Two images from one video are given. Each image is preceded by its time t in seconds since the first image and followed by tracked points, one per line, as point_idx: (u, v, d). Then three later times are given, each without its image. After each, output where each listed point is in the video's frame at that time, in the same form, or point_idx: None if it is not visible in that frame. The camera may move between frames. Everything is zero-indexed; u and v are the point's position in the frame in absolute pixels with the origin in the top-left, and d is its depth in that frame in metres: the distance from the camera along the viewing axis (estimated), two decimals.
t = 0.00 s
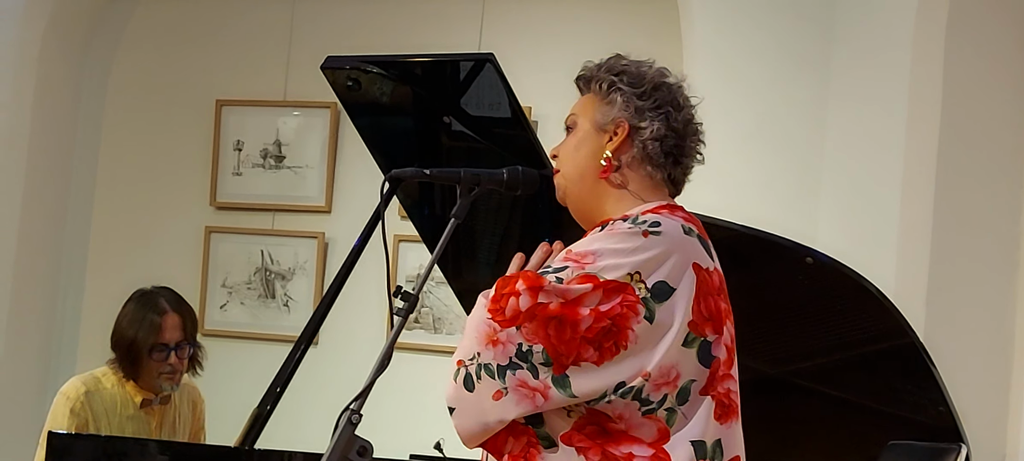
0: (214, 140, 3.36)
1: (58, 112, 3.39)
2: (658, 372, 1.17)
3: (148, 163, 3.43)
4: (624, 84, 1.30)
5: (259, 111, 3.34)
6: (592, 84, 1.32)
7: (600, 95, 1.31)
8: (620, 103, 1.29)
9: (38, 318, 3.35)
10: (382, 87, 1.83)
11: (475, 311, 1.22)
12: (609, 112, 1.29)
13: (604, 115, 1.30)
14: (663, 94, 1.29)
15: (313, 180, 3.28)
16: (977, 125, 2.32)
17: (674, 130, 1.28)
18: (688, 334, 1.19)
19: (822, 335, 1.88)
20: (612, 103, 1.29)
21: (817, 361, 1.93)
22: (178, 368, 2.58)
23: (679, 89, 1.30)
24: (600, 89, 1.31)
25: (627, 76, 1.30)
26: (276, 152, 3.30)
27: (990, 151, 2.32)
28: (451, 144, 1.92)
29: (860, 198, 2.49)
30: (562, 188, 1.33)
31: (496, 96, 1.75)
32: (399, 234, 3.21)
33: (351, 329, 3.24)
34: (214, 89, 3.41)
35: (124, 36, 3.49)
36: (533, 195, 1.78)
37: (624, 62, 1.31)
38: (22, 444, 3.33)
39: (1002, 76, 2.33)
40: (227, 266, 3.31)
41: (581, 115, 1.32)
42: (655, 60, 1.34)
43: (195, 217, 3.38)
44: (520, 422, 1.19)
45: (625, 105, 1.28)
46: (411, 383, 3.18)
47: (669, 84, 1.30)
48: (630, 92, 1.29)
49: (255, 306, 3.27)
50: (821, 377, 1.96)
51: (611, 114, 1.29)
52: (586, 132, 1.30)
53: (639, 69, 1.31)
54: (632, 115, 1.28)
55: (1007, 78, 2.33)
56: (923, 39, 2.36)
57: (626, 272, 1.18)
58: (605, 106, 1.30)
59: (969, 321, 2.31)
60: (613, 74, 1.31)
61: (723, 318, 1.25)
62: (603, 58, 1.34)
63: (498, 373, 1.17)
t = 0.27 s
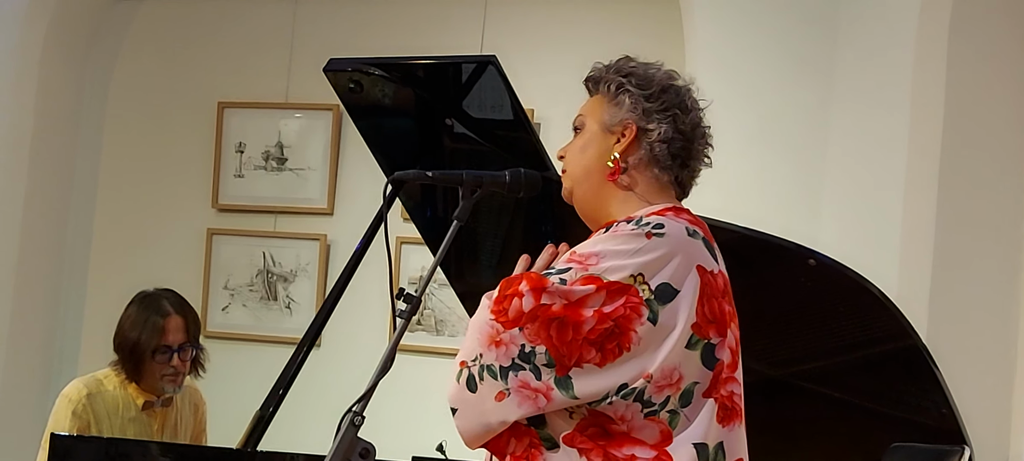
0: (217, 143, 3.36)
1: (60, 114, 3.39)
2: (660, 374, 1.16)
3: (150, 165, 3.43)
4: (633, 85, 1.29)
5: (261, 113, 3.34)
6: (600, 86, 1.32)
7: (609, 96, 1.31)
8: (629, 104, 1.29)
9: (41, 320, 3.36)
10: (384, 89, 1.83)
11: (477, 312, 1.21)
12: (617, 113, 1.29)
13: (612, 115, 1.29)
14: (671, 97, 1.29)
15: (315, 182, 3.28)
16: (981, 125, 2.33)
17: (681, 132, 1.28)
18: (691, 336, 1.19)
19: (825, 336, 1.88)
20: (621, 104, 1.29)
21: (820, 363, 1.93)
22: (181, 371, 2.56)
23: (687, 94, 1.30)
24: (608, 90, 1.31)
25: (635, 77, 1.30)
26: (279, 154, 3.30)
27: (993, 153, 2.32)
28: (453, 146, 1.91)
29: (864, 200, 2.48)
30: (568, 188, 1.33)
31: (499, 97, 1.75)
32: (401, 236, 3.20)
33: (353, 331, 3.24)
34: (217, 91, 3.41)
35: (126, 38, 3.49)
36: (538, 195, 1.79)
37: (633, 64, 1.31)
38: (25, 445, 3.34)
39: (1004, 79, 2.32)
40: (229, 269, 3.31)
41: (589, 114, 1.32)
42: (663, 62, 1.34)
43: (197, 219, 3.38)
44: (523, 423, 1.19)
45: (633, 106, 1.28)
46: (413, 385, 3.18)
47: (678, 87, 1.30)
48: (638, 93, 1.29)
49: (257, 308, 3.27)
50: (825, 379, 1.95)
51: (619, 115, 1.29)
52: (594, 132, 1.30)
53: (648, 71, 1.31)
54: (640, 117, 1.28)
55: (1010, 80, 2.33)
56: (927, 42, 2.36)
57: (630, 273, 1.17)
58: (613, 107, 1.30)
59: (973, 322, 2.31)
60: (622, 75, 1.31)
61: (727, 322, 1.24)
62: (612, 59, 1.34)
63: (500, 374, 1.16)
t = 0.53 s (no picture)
0: (219, 144, 3.36)
1: (64, 116, 3.40)
2: (668, 371, 1.16)
3: (153, 167, 3.43)
4: (669, 94, 1.35)
5: (264, 115, 3.34)
6: (635, 86, 1.35)
7: (643, 98, 1.35)
8: (666, 111, 1.34)
9: (43, 322, 3.36)
10: (387, 90, 1.83)
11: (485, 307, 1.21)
12: (653, 117, 1.33)
13: (648, 118, 1.33)
14: (700, 113, 1.37)
15: (318, 184, 3.28)
16: (984, 125, 2.34)
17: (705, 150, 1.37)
18: (701, 334, 1.19)
19: (828, 337, 1.88)
20: (657, 108, 1.34)
21: (823, 364, 1.93)
22: (184, 373, 2.55)
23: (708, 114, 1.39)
24: (642, 92, 1.35)
25: (669, 87, 1.36)
26: (282, 156, 3.31)
27: (996, 154, 2.34)
28: (457, 147, 1.91)
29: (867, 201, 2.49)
30: (591, 180, 1.34)
31: (502, 98, 1.75)
32: (404, 238, 3.21)
33: (356, 333, 3.24)
34: (220, 94, 3.42)
35: (129, 40, 3.50)
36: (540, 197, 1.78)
37: (666, 72, 1.37)
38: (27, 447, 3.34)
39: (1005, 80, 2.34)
40: (232, 270, 3.31)
41: (620, 111, 1.34)
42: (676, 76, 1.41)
43: (201, 221, 3.38)
44: (531, 417, 1.19)
45: (670, 114, 1.34)
46: (417, 386, 3.18)
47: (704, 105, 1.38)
48: (675, 104, 1.35)
49: (260, 310, 3.27)
50: (829, 380, 1.95)
51: (656, 119, 1.33)
52: (627, 130, 1.33)
53: (679, 83, 1.37)
54: (677, 127, 1.34)
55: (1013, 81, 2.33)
56: (931, 43, 2.37)
57: (639, 270, 1.18)
58: (649, 110, 1.34)
59: (976, 323, 2.31)
60: (656, 81, 1.35)
61: (736, 321, 1.25)
62: (641, 61, 1.37)
63: (509, 369, 1.17)
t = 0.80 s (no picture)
0: (219, 144, 3.36)
1: (64, 115, 3.39)
2: (666, 366, 1.16)
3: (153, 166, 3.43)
4: (656, 97, 1.31)
5: (264, 115, 3.34)
6: (621, 92, 1.32)
7: (631, 104, 1.31)
8: (654, 116, 1.30)
9: (44, 321, 3.36)
10: (387, 90, 1.82)
11: (489, 313, 1.21)
12: (643, 124, 1.30)
13: (637, 126, 1.30)
14: (688, 112, 1.33)
15: (318, 184, 3.28)
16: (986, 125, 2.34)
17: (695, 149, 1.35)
18: (698, 329, 1.19)
19: (828, 337, 1.88)
20: (645, 115, 1.31)
21: (822, 364, 1.93)
22: (180, 368, 2.55)
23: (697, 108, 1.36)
24: (629, 99, 1.31)
25: (656, 89, 1.32)
26: (282, 155, 3.30)
27: (997, 155, 2.33)
28: (457, 147, 1.91)
29: (868, 201, 2.48)
30: (585, 193, 1.32)
31: (502, 98, 1.75)
32: (404, 237, 3.20)
33: (356, 333, 3.24)
34: (220, 93, 3.41)
35: (129, 40, 3.49)
36: (539, 197, 1.79)
37: (651, 74, 1.33)
38: (27, 446, 3.34)
39: (1006, 80, 2.33)
40: (233, 270, 3.31)
41: (608, 120, 1.31)
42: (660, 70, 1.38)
43: (201, 221, 3.38)
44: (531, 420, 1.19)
45: (659, 118, 1.31)
46: (417, 386, 3.17)
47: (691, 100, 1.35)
48: (662, 107, 1.31)
49: (261, 309, 3.27)
50: (829, 380, 1.95)
51: (645, 126, 1.30)
52: (617, 140, 1.30)
53: (664, 83, 1.33)
54: (667, 131, 1.31)
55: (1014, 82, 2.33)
56: (931, 44, 2.36)
57: (638, 269, 1.18)
58: (637, 117, 1.31)
59: (976, 323, 2.31)
60: (642, 85, 1.32)
61: (733, 316, 1.24)
62: (624, 64, 1.33)
63: (513, 376, 1.17)
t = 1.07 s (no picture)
0: (220, 144, 3.36)
1: (65, 114, 3.40)
2: (664, 365, 1.16)
3: (153, 166, 3.43)
4: (641, 96, 1.31)
5: (264, 114, 3.34)
6: (606, 93, 1.32)
7: (616, 105, 1.31)
8: (639, 115, 1.30)
9: (44, 321, 3.35)
10: (388, 90, 1.82)
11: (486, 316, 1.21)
12: (628, 124, 1.30)
13: (622, 126, 1.30)
14: (676, 108, 1.32)
15: (318, 183, 3.28)
16: (986, 125, 2.34)
17: (686, 145, 1.33)
18: (695, 329, 1.19)
19: (828, 337, 1.88)
20: (631, 114, 1.30)
21: (821, 365, 1.93)
22: (177, 357, 2.59)
23: (687, 104, 1.34)
24: (614, 100, 1.31)
25: (641, 88, 1.31)
26: (282, 155, 3.30)
27: (997, 155, 2.33)
28: (457, 147, 1.91)
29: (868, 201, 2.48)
30: (574, 197, 1.31)
31: (502, 98, 1.75)
32: (405, 236, 3.21)
33: (356, 332, 3.24)
34: (220, 93, 3.41)
35: (129, 39, 3.49)
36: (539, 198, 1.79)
37: (636, 73, 1.32)
38: (28, 446, 3.34)
39: (1005, 81, 2.34)
40: (233, 270, 3.31)
41: (594, 123, 1.31)
42: (651, 69, 1.37)
43: (201, 220, 3.38)
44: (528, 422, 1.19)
45: (645, 117, 1.30)
46: (417, 385, 3.18)
47: (680, 97, 1.33)
48: (648, 105, 1.30)
49: (261, 309, 3.27)
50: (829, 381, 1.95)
51: (631, 126, 1.30)
52: (603, 141, 1.30)
53: (650, 81, 1.32)
54: (653, 129, 1.30)
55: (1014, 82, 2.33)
56: (932, 44, 2.36)
57: (634, 269, 1.18)
58: (622, 117, 1.30)
59: (977, 324, 2.32)
60: (627, 85, 1.31)
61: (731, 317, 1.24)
62: (609, 66, 1.33)
63: (510, 378, 1.17)
